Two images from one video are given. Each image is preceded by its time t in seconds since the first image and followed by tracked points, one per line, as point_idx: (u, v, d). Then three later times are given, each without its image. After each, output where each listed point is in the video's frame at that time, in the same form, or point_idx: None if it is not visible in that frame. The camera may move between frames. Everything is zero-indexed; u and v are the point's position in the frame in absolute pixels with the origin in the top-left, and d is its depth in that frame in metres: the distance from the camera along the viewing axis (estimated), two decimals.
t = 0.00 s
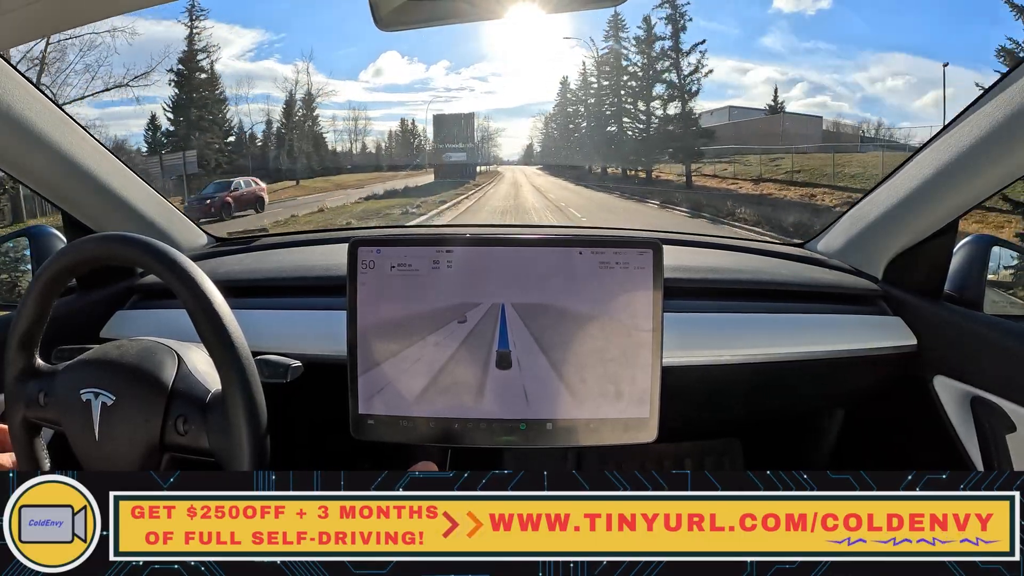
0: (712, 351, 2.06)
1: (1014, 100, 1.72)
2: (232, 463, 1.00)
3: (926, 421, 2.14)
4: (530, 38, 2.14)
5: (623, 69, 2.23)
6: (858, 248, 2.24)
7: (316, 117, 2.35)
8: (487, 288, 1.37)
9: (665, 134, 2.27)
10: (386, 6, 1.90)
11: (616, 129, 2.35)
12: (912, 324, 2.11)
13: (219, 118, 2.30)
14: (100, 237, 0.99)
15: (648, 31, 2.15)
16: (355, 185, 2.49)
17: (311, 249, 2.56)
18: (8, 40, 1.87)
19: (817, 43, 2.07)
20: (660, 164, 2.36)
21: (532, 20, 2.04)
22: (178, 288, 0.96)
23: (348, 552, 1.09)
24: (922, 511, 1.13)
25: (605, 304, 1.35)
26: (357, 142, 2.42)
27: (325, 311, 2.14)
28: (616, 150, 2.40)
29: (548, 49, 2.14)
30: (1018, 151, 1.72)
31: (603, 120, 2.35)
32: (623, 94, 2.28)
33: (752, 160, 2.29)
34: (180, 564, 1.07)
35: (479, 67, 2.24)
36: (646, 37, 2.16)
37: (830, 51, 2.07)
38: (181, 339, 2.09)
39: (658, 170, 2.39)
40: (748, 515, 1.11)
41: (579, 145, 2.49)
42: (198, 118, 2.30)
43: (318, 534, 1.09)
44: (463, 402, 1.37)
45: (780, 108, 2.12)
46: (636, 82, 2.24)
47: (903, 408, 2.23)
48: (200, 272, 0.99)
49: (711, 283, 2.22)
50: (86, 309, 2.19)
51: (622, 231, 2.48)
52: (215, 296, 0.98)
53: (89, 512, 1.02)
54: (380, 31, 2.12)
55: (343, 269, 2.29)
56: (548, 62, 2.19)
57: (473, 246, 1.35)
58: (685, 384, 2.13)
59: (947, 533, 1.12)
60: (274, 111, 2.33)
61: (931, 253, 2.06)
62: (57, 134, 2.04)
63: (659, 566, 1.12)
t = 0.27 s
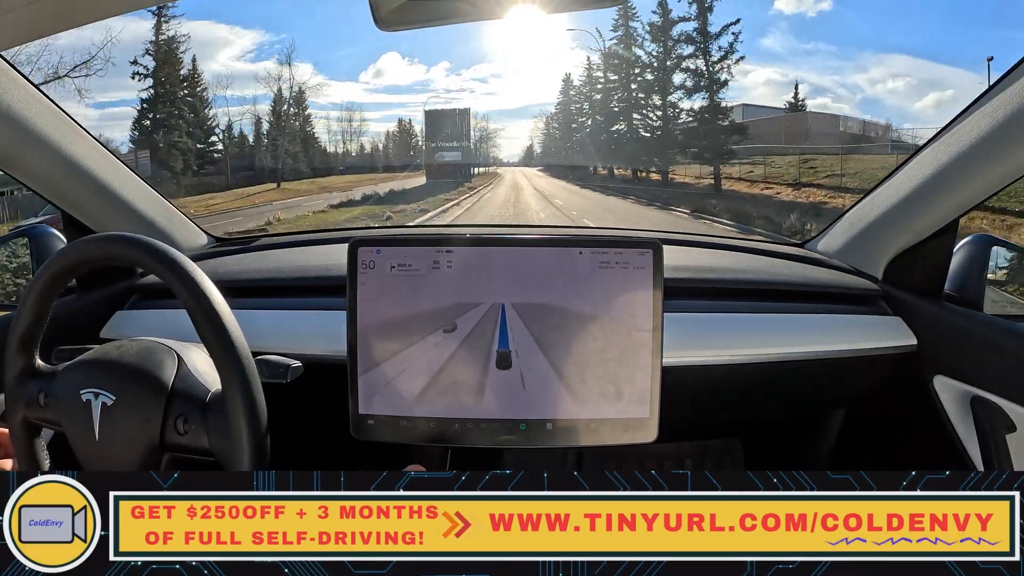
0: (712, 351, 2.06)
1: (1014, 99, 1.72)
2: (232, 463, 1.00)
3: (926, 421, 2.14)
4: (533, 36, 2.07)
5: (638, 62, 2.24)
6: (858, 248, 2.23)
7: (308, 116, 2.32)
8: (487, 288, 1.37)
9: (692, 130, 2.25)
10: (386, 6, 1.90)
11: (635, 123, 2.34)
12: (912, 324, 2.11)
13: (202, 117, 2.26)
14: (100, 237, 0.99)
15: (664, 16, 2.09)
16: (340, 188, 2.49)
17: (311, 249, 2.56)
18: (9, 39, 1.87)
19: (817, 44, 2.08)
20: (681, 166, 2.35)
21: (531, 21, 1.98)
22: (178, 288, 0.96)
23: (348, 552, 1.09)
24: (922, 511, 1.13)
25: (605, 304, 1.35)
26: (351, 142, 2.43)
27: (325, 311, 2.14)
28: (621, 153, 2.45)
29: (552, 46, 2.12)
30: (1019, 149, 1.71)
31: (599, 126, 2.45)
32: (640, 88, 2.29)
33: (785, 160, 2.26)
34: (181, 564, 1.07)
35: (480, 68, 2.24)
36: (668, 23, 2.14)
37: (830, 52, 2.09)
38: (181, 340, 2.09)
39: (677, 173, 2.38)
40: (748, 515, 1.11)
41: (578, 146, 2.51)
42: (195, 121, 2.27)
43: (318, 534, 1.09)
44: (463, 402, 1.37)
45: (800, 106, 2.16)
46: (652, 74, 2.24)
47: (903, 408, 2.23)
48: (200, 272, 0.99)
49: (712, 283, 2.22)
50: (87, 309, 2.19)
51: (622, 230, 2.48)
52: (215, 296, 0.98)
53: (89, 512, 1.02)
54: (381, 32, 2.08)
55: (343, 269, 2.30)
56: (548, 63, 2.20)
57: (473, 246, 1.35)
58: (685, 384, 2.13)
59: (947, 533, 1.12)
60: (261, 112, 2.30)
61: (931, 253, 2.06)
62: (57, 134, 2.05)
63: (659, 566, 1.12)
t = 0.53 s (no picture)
0: (712, 352, 2.06)
1: (1014, 99, 1.72)
2: (232, 463, 1.00)
3: (926, 421, 2.14)
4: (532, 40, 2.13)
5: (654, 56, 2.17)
6: (858, 248, 2.24)
7: (299, 115, 2.32)
8: (487, 288, 1.37)
9: (726, 124, 2.15)
10: (386, 7, 1.91)
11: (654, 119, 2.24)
12: (912, 324, 2.11)
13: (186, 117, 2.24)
14: (101, 237, 0.99)
15: None
16: (326, 189, 2.46)
17: (311, 250, 2.56)
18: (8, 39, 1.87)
19: (818, 44, 2.01)
20: (704, 164, 2.26)
21: (531, 21, 2.04)
22: (178, 288, 0.96)
23: (348, 552, 1.09)
24: (922, 511, 1.13)
25: (605, 305, 1.35)
26: (349, 142, 2.39)
27: (325, 311, 2.14)
28: (635, 150, 2.33)
29: (551, 48, 2.13)
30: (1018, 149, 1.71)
31: (605, 124, 2.34)
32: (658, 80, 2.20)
33: (821, 160, 2.18)
34: (181, 564, 1.07)
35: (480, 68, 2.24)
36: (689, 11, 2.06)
37: (830, 53, 2.03)
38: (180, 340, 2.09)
39: (698, 173, 2.29)
40: (748, 515, 1.11)
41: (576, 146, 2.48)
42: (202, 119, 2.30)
43: (318, 534, 1.09)
44: (462, 402, 1.37)
45: (826, 101, 2.07)
46: (673, 65, 2.15)
47: (903, 408, 2.23)
48: (200, 272, 0.99)
49: (712, 283, 2.22)
50: (86, 309, 2.19)
51: (622, 231, 2.48)
52: (215, 296, 0.98)
53: (89, 512, 1.02)
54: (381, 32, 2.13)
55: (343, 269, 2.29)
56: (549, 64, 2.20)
57: (473, 246, 1.35)
58: (685, 384, 2.13)
59: (946, 533, 1.12)
60: (248, 112, 2.30)
61: (931, 253, 2.06)
62: (56, 133, 2.05)
63: (659, 566, 1.12)
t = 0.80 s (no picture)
0: (712, 352, 2.06)
1: (1014, 99, 1.72)
2: (232, 463, 1.00)
3: (927, 421, 2.14)
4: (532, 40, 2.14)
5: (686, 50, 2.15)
6: (857, 248, 2.23)
7: (290, 115, 2.29)
8: (487, 288, 1.37)
9: (775, 116, 2.12)
10: (386, 7, 1.91)
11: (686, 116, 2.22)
12: (912, 324, 2.11)
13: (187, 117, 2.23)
14: (100, 238, 0.99)
15: None
16: (324, 190, 2.45)
17: (311, 250, 2.56)
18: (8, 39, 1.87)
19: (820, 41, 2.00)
20: (735, 165, 2.26)
21: (531, 21, 2.06)
22: (178, 288, 0.96)
23: (348, 553, 1.09)
24: (922, 511, 1.13)
25: (605, 305, 1.35)
26: (341, 144, 2.34)
27: (325, 312, 2.14)
28: (648, 150, 2.36)
29: (548, 49, 2.15)
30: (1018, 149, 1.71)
31: (611, 122, 2.36)
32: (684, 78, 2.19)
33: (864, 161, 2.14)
34: (181, 565, 1.07)
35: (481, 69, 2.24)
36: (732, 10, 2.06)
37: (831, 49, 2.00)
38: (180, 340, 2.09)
39: (722, 175, 2.30)
40: (748, 515, 1.11)
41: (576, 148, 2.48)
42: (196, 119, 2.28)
43: (317, 534, 1.09)
44: (462, 402, 1.37)
45: (856, 97, 2.04)
46: (703, 61, 2.14)
47: (904, 408, 2.23)
48: (200, 272, 0.99)
49: (712, 284, 2.21)
50: (86, 309, 2.19)
51: (622, 232, 2.48)
52: (215, 297, 0.98)
53: (89, 512, 1.02)
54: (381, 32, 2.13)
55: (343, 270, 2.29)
56: (548, 64, 2.20)
57: (473, 246, 1.35)
58: (686, 385, 2.13)
59: (946, 533, 1.12)
60: (250, 113, 2.29)
61: (931, 253, 2.06)
62: (56, 133, 2.05)
63: (659, 566, 1.12)
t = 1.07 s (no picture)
0: (712, 352, 2.07)
1: (1014, 100, 1.72)
2: (232, 463, 0.99)
3: (926, 421, 2.14)
4: (532, 41, 2.15)
5: (722, 45, 2.16)
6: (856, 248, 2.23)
7: (280, 116, 2.31)
8: (487, 288, 1.38)
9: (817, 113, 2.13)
10: (386, 6, 1.90)
11: (718, 114, 2.24)
12: (912, 324, 2.11)
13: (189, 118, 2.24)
14: (101, 237, 0.99)
15: None
16: (325, 190, 2.46)
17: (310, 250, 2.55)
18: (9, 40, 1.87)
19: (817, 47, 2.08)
20: (769, 168, 2.28)
21: (531, 21, 2.07)
22: (178, 288, 0.96)
23: (348, 552, 1.09)
24: (922, 511, 1.13)
25: (605, 305, 1.35)
26: (337, 145, 2.36)
27: (325, 312, 2.14)
28: (647, 150, 2.37)
29: (549, 49, 2.16)
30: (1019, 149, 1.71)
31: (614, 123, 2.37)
32: (696, 81, 2.22)
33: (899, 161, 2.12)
34: (181, 565, 1.07)
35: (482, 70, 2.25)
36: (753, 15, 2.09)
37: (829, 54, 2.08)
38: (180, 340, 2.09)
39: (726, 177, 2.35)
40: (748, 515, 1.11)
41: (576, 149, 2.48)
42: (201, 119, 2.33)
43: (317, 534, 1.09)
44: (462, 402, 1.37)
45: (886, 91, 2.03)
46: (698, 62, 2.19)
47: (903, 409, 2.23)
48: (200, 272, 0.99)
49: (711, 284, 2.21)
50: (86, 309, 2.19)
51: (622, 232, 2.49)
52: (215, 297, 0.98)
53: (89, 511, 1.02)
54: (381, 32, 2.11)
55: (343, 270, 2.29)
56: (548, 65, 2.21)
57: (473, 246, 1.35)
58: (685, 385, 2.14)
59: (946, 533, 1.12)
60: (253, 114, 2.30)
61: (931, 253, 2.06)
62: (57, 133, 2.04)
63: (659, 566, 1.12)
